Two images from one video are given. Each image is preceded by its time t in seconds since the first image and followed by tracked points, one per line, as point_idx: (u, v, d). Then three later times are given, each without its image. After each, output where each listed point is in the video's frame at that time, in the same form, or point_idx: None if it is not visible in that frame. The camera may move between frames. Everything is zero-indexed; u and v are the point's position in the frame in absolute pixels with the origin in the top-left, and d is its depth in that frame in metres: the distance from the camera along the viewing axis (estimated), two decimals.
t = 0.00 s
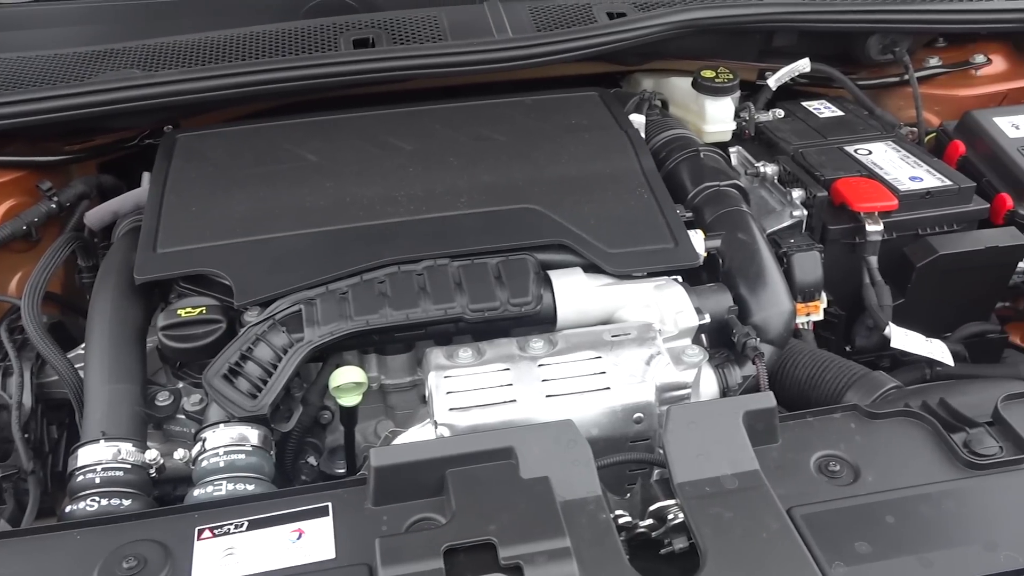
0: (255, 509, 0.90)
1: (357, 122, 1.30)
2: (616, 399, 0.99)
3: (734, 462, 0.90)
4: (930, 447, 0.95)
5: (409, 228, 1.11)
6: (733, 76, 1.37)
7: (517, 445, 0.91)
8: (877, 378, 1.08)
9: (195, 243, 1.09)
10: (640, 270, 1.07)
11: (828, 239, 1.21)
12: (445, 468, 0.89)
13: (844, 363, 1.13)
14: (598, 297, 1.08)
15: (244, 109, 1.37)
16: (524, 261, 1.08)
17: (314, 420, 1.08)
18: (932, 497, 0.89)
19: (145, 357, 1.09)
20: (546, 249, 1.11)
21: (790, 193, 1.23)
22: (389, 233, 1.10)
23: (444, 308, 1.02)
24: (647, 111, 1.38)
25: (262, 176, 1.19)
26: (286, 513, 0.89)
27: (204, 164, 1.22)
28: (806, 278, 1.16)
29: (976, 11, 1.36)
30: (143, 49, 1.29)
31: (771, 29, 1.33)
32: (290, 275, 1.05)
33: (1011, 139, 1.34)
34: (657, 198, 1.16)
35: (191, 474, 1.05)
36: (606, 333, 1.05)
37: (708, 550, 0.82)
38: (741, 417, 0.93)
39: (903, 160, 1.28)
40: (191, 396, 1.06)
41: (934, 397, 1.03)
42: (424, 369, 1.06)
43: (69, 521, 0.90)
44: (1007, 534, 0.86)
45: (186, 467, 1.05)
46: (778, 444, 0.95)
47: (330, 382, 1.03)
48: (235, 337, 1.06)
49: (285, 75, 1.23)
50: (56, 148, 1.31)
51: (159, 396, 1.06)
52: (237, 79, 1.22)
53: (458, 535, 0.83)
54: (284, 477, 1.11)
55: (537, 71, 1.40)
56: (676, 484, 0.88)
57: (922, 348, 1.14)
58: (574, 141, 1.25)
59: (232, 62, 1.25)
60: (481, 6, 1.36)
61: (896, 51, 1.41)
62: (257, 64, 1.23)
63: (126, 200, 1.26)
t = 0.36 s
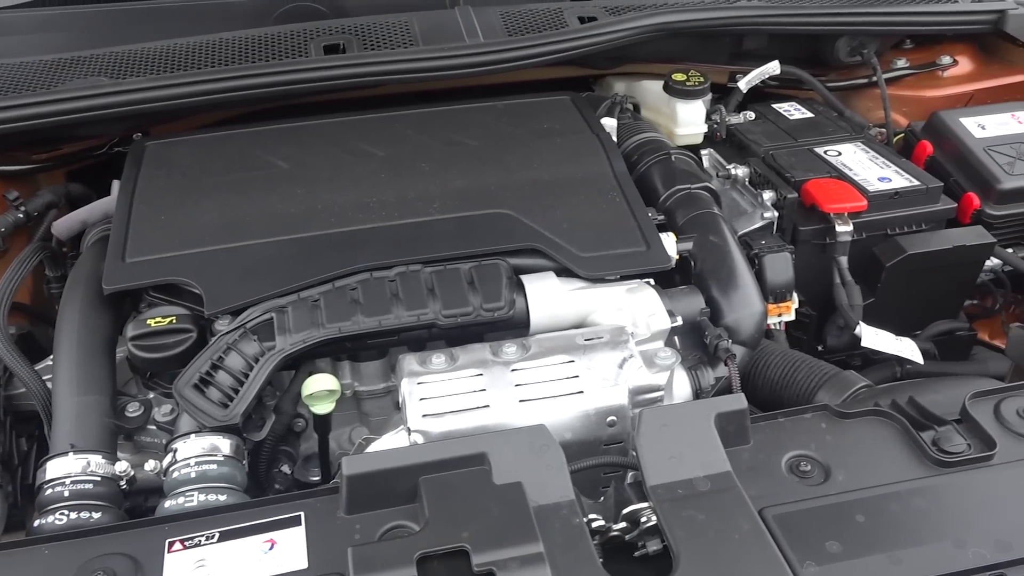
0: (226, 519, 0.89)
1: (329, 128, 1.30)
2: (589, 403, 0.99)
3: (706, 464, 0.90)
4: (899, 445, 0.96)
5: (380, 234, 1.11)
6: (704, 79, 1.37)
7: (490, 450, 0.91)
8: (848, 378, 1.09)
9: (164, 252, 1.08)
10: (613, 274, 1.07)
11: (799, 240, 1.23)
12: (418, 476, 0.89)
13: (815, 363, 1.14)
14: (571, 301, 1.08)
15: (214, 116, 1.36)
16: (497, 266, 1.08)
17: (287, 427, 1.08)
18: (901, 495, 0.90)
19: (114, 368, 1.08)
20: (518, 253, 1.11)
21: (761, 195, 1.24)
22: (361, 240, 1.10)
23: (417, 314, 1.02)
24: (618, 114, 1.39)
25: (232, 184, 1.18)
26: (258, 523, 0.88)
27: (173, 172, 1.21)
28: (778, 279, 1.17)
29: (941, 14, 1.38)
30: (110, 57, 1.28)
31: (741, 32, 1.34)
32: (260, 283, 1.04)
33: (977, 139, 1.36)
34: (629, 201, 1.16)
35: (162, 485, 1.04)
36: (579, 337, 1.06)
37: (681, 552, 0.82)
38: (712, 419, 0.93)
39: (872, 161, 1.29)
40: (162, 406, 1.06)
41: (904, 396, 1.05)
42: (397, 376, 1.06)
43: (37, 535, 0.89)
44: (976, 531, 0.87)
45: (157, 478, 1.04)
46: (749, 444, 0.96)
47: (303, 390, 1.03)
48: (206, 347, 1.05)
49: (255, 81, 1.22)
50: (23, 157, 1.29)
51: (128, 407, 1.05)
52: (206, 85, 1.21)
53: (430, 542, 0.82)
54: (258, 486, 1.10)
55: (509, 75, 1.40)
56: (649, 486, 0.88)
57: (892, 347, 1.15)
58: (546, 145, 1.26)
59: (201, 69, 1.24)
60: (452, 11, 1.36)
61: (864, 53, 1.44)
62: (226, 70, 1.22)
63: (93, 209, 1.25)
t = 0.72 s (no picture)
0: (199, 531, 0.88)
1: (302, 135, 1.30)
2: (563, 407, 0.99)
3: (678, 466, 0.91)
4: (869, 445, 0.97)
5: (353, 241, 1.10)
6: (676, 82, 1.38)
7: (464, 457, 0.91)
8: (819, 378, 1.10)
9: (134, 261, 1.07)
10: (586, 278, 1.08)
11: (771, 241, 1.24)
12: (391, 483, 0.89)
13: (787, 363, 1.15)
14: (545, 305, 1.08)
15: (186, 124, 1.36)
16: (470, 272, 1.08)
17: (262, 437, 1.07)
18: (871, 494, 0.91)
19: (84, 379, 1.07)
20: (491, 258, 1.11)
21: (733, 198, 1.25)
22: (334, 247, 1.09)
23: (390, 321, 1.02)
24: (591, 119, 1.39)
25: (204, 192, 1.18)
26: (230, 534, 0.88)
27: (144, 181, 1.20)
28: (750, 281, 1.19)
29: (908, 16, 1.41)
30: (79, 64, 1.27)
31: (712, 36, 1.35)
32: (232, 291, 1.04)
33: (944, 139, 1.38)
34: (602, 205, 1.17)
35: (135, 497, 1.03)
36: (553, 341, 1.06)
37: (654, 555, 0.83)
38: (684, 422, 0.94)
39: (842, 163, 1.31)
40: (134, 416, 1.06)
41: (874, 395, 1.06)
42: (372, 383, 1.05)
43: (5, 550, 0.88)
44: (944, 529, 0.88)
45: (130, 490, 1.03)
46: (722, 446, 0.97)
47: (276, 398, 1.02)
48: (178, 356, 1.05)
49: (226, 88, 1.21)
50: None
51: (100, 419, 1.05)
52: (176, 93, 1.20)
53: (404, 550, 0.82)
54: (232, 496, 1.09)
55: (482, 80, 1.41)
56: (622, 489, 0.88)
57: (863, 346, 1.17)
58: (519, 150, 1.26)
59: (171, 76, 1.23)
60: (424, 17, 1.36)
61: (834, 55, 1.45)
62: (197, 78, 1.22)
63: (63, 218, 1.24)
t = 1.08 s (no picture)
0: (172, 541, 0.88)
1: (275, 143, 1.29)
2: (538, 411, 1.00)
3: (652, 469, 0.91)
4: (840, 444, 0.98)
5: (327, 248, 1.10)
6: (648, 87, 1.40)
7: (438, 463, 0.91)
8: (792, 378, 1.11)
9: (106, 271, 1.07)
10: (561, 282, 1.08)
11: (744, 244, 1.24)
12: (365, 490, 0.89)
13: (760, 364, 1.16)
14: (519, 310, 1.09)
15: (158, 132, 1.35)
16: (445, 277, 1.08)
17: (237, 446, 1.06)
18: (841, 493, 0.92)
19: (55, 391, 1.06)
20: (465, 264, 1.11)
21: (706, 201, 1.26)
22: (308, 254, 1.09)
23: (365, 328, 1.02)
24: (565, 123, 1.40)
25: (176, 201, 1.17)
26: (204, 544, 0.87)
27: (115, 190, 1.19)
28: (724, 283, 1.20)
29: (876, 19, 1.43)
30: (48, 73, 1.26)
31: (683, 41, 1.36)
32: (205, 300, 1.03)
33: (913, 141, 1.40)
34: (575, 210, 1.18)
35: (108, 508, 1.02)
36: (527, 346, 1.07)
37: (628, 557, 0.83)
38: (657, 424, 0.95)
39: (812, 165, 1.32)
40: (107, 427, 1.05)
41: (845, 395, 1.07)
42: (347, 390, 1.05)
43: None
44: (913, 526, 0.89)
45: (103, 502, 1.02)
46: (695, 448, 0.98)
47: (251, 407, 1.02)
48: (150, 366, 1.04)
49: (198, 96, 1.21)
50: None
51: (71, 430, 1.04)
52: (148, 101, 1.20)
53: (378, 557, 0.82)
54: (208, 505, 1.09)
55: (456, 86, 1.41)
56: (596, 493, 0.89)
57: (836, 346, 1.17)
58: (492, 156, 1.26)
59: (142, 85, 1.22)
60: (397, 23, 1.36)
61: (804, 59, 1.47)
62: (168, 86, 1.21)
63: (34, 228, 1.24)
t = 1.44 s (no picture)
0: (146, 552, 0.87)
1: (249, 150, 1.29)
2: (514, 415, 1.00)
3: (626, 471, 0.92)
4: (812, 444, 0.99)
5: (301, 256, 1.10)
6: (620, 91, 1.40)
7: (413, 469, 0.91)
8: (765, 379, 1.12)
9: (78, 281, 1.06)
10: (536, 286, 1.09)
11: (717, 247, 1.26)
12: (340, 497, 0.89)
13: (734, 365, 1.18)
14: (494, 315, 1.09)
15: (131, 140, 1.35)
16: (420, 283, 1.08)
17: (212, 455, 1.06)
18: (813, 491, 0.93)
19: (27, 403, 1.05)
20: (440, 270, 1.12)
21: (679, 204, 1.27)
22: (282, 262, 1.09)
23: (339, 335, 1.02)
24: (539, 129, 1.41)
25: (150, 209, 1.17)
26: (178, 553, 0.87)
27: (87, 200, 1.19)
28: (698, 285, 1.21)
29: (845, 24, 1.46)
30: (19, 82, 1.25)
31: (655, 45, 1.38)
32: (179, 309, 1.03)
33: (882, 143, 1.42)
34: (549, 214, 1.19)
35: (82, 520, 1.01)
36: (503, 351, 1.07)
37: (603, 559, 0.84)
38: (631, 426, 0.95)
39: (784, 167, 1.34)
40: (80, 438, 1.05)
41: (817, 394, 1.09)
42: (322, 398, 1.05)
43: None
44: (883, 523, 0.90)
45: (77, 513, 1.02)
46: (669, 449, 0.99)
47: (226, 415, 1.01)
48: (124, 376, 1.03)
49: (170, 104, 1.20)
50: None
51: (44, 442, 1.03)
52: (120, 109, 1.19)
53: (353, 564, 0.82)
54: (184, 514, 1.10)
55: (430, 92, 1.42)
56: (571, 496, 0.89)
57: (808, 346, 1.18)
58: (466, 162, 1.27)
59: (114, 93, 1.22)
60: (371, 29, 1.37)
61: (774, 63, 1.50)
62: (141, 94, 1.21)
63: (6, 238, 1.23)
